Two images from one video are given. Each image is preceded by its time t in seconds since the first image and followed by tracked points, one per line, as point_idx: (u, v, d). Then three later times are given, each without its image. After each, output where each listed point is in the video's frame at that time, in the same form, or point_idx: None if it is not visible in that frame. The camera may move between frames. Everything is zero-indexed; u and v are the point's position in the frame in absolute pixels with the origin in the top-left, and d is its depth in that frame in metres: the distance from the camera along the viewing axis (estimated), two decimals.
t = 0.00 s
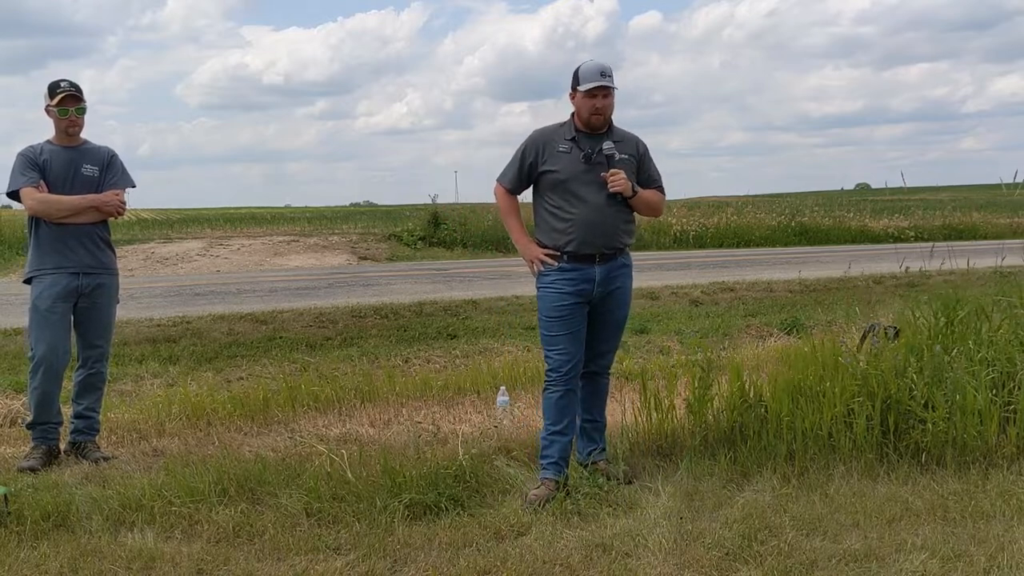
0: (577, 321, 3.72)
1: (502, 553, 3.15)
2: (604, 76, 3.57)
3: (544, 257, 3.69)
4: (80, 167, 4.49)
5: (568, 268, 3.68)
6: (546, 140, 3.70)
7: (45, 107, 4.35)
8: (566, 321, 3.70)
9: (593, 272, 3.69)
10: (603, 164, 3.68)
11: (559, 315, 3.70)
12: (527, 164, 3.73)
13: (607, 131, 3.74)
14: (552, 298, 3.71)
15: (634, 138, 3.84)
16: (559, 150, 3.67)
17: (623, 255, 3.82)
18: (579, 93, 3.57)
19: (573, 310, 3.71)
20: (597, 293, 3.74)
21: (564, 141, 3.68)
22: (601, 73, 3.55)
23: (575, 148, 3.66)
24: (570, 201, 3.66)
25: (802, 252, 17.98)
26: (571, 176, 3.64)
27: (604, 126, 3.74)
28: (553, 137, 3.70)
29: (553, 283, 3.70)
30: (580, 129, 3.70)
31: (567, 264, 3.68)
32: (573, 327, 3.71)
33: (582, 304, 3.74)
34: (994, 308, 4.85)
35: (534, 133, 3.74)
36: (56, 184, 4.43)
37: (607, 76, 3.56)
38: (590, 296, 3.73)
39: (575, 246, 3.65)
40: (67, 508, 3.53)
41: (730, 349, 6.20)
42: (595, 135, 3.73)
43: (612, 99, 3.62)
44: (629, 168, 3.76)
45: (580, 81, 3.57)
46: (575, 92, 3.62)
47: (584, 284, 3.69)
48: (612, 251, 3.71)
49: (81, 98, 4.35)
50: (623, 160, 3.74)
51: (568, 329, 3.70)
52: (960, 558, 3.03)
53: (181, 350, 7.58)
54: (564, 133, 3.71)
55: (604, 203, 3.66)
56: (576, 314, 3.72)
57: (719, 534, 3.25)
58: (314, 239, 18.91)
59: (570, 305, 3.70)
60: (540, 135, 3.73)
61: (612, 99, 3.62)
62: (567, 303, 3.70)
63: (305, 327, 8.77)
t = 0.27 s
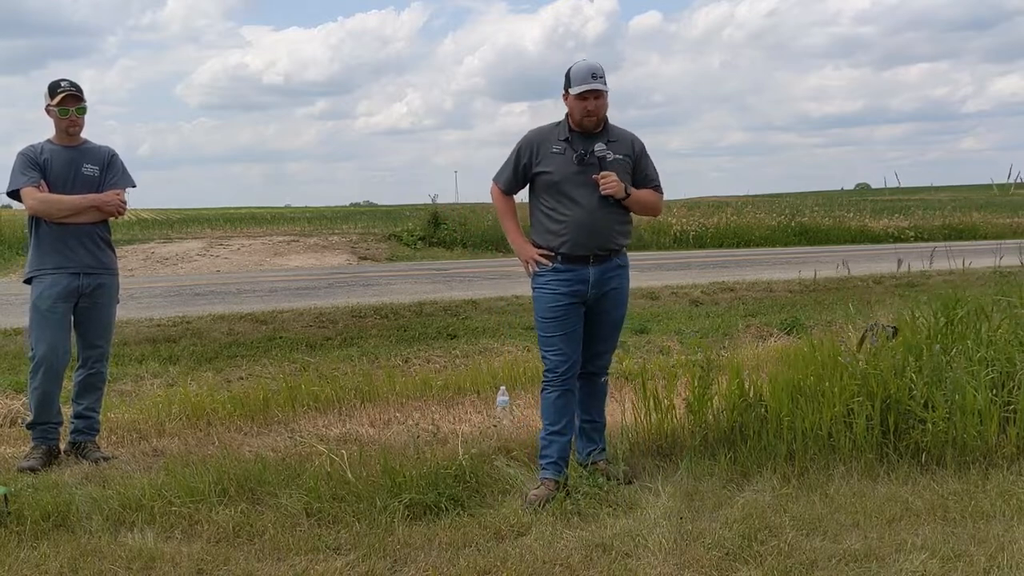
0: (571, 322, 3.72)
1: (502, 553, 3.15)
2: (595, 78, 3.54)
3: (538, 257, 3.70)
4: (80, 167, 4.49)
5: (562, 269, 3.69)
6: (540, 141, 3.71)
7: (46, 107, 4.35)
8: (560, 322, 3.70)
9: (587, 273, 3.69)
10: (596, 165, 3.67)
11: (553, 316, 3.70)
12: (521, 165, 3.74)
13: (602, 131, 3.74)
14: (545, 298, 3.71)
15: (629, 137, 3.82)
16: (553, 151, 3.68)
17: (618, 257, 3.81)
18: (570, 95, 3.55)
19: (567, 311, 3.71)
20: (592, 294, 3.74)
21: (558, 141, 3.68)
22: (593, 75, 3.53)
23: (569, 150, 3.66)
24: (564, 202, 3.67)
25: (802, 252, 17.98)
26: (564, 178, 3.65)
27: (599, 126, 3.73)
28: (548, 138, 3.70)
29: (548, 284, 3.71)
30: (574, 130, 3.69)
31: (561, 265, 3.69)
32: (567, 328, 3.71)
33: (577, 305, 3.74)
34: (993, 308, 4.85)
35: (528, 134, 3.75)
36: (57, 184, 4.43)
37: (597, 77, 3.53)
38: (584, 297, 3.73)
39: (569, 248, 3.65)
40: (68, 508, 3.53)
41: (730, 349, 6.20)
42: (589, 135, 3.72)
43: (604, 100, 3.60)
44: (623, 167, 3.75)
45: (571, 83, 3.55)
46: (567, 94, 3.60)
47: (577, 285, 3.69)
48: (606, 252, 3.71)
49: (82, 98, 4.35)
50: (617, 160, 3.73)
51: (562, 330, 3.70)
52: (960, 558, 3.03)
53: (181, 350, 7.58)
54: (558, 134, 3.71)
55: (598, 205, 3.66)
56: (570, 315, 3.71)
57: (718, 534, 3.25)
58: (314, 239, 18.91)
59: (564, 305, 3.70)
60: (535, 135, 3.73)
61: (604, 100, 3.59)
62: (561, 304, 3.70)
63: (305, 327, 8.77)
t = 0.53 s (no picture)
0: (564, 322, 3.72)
1: (502, 553, 3.15)
2: (583, 77, 3.55)
3: (531, 256, 3.71)
4: (80, 167, 4.49)
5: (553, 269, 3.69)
6: (531, 141, 3.72)
7: (46, 107, 4.35)
8: (552, 322, 3.70)
9: (579, 274, 3.69)
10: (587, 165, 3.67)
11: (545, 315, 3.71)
12: (513, 166, 3.77)
13: (594, 130, 3.73)
14: (537, 298, 3.72)
15: (623, 136, 3.80)
16: (544, 152, 3.69)
17: (612, 257, 3.79)
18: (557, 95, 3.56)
19: (559, 312, 3.71)
20: (585, 296, 3.73)
21: (549, 142, 3.69)
22: (579, 74, 3.53)
23: (559, 151, 3.67)
24: (555, 203, 3.68)
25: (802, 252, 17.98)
26: (555, 179, 3.66)
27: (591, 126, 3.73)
28: (539, 139, 3.71)
29: (540, 283, 3.71)
30: (565, 130, 3.70)
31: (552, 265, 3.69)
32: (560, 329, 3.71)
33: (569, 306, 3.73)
34: (993, 308, 4.85)
35: (520, 135, 3.76)
36: (57, 184, 4.43)
37: (584, 76, 3.54)
38: (577, 297, 3.72)
39: (560, 249, 3.66)
40: (68, 508, 3.53)
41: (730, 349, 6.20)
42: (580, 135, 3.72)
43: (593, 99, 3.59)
44: (616, 166, 3.73)
45: (558, 84, 3.56)
46: (555, 95, 3.61)
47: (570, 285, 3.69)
48: (598, 253, 3.70)
49: (81, 98, 4.35)
50: (609, 160, 3.71)
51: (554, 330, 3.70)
52: (960, 558, 3.03)
53: (181, 350, 7.58)
54: (549, 134, 3.72)
55: (589, 206, 3.66)
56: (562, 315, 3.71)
57: (719, 534, 3.25)
58: (314, 239, 18.91)
59: (556, 306, 3.71)
60: (526, 136, 3.75)
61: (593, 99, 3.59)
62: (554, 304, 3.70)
63: (305, 327, 8.77)
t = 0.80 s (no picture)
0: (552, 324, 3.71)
1: (502, 553, 3.15)
2: (566, 75, 3.55)
3: (520, 254, 3.71)
4: (79, 166, 4.49)
5: (540, 269, 3.69)
6: (519, 142, 3.74)
7: (44, 107, 4.35)
8: (540, 323, 3.70)
9: (567, 275, 3.68)
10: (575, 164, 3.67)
11: (534, 315, 3.71)
12: (502, 167, 3.79)
13: (582, 129, 3.72)
14: (525, 297, 3.73)
15: (613, 134, 3.78)
16: (531, 152, 3.71)
17: (602, 259, 3.76)
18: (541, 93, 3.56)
19: (547, 313, 3.70)
20: (573, 298, 3.71)
21: (536, 142, 3.71)
22: (563, 71, 3.53)
23: (547, 150, 3.68)
24: (543, 203, 3.68)
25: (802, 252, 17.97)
26: (542, 179, 3.67)
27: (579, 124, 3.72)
28: (527, 139, 3.73)
29: (528, 283, 3.71)
30: (552, 129, 3.70)
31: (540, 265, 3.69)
32: (548, 330, 3.70)
33: (559, 307, 3.72)
34: (992, 308, 4.85)
35: (509, 135, 3.79)
36: (56, 184, 4.43)
37: (567, 73, 3.54)
38: (566, 299, 3.71)
39: (547, 249, 3.66)
40: (68, 508, 3.53)
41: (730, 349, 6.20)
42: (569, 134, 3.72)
43: (578, 97, 3.58)
44: (605, 164, 3.71)
45: (542, 82, 3.57)
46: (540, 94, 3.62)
47: (558, 285, 3.68)
48: (587, 254, 3.68)
49: (80, 97, 4.34)
50: (598, 158, 3.70)
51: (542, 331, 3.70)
52: (960, 558, 3.03)
53: (181, 350, 7.58)
54: (537, 134, 3.73)
55: (576, 205, 3.64)
56: (551, 316, 3.70)
57: (719, 534, 3.25)
58: (314, 239, 18.91)
59: (544, 307, 3.70)
60: (515, 136, 3.77)
61: (579, 96, 3.58)
62: (542, 305, 3.69)
63: (305, 327, 8.77)
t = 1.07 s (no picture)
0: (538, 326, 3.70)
1: (502, 553, 3.15)
2: (545, 73, 3.55)
3: (507, 254, 3.69)
4: (78, 166, 4.49)
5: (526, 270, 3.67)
6: (504, 143, 3.77)
7: (44, 107, 4.35)
8: (526, 324, 3.69)
9: (553, 276, 3.65)
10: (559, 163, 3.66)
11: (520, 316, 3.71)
12: (489, 168, 3.82)
13: (567, 128, 3.71)
14: (511, 298, 3.72)
15: (599, 132, 3.75)
16: (516, 152, 3.72)
17: (590, 260, 3.70)
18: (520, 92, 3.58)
19: (533, 315, 3.69)
20: (560, 300, 3.67)
21: (521, 143, 3.72)
22: (541, 70, 3.54)
23: (531, 149, 3.69)
24: (529, 202, 3.67)
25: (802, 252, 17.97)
26: (527, 179, 3.67)
27: (563, 123, 3.71)
28: (512, 139, 3.75)
29: (514, 285, 3.70)
30: (537, 129, 3.71)
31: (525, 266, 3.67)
32: (534, 332, 3.70)
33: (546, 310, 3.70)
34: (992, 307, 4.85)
35: (495, 137, 3.82)
36: (55, 184, 4.43)
37: (546, 71, 3.54)
38: (553, 301, 3.68)
39: (533, 249, 3.64)
40: (68, 508, 3.53)
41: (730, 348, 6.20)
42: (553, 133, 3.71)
43: (559, 95, 3.58)
44: (590, 163, 3.68)
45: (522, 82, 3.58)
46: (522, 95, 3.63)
47: (543, 287, 3.66)
48: (573, 254, 3.63)
49: (79, 97, 4.34)
50: (583, 156, 3.68)
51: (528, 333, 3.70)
52: (960, 558, 3.03)
53: (181, 350, 7.58)
54: (522, 135, 3.74)
55: (561, 204, 3.62)
56: (537, 318, 3.69)
57: (719, 534, 3.25)
58: (314, 239, 18.91)
59: (531, 309, 3.69)
60: (501, 137, 3.79)
61: (559, 94, 3.58)
62: (527, 307, 3.68)
63: (305, 327, 8.77)
